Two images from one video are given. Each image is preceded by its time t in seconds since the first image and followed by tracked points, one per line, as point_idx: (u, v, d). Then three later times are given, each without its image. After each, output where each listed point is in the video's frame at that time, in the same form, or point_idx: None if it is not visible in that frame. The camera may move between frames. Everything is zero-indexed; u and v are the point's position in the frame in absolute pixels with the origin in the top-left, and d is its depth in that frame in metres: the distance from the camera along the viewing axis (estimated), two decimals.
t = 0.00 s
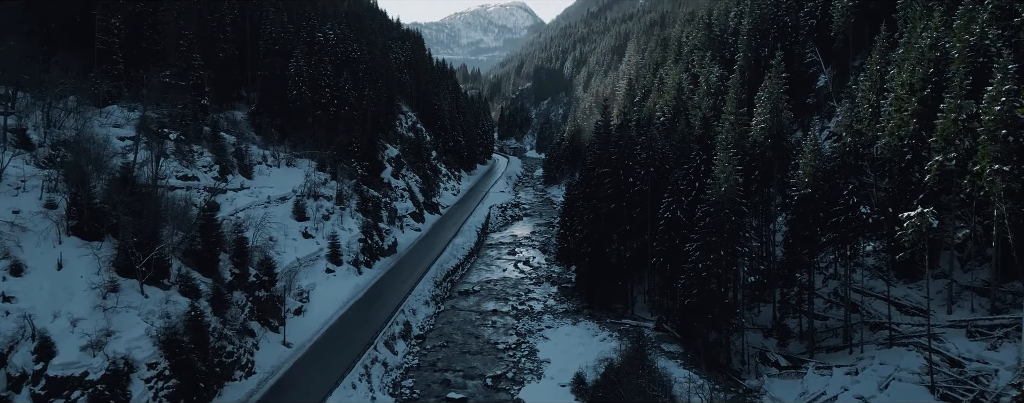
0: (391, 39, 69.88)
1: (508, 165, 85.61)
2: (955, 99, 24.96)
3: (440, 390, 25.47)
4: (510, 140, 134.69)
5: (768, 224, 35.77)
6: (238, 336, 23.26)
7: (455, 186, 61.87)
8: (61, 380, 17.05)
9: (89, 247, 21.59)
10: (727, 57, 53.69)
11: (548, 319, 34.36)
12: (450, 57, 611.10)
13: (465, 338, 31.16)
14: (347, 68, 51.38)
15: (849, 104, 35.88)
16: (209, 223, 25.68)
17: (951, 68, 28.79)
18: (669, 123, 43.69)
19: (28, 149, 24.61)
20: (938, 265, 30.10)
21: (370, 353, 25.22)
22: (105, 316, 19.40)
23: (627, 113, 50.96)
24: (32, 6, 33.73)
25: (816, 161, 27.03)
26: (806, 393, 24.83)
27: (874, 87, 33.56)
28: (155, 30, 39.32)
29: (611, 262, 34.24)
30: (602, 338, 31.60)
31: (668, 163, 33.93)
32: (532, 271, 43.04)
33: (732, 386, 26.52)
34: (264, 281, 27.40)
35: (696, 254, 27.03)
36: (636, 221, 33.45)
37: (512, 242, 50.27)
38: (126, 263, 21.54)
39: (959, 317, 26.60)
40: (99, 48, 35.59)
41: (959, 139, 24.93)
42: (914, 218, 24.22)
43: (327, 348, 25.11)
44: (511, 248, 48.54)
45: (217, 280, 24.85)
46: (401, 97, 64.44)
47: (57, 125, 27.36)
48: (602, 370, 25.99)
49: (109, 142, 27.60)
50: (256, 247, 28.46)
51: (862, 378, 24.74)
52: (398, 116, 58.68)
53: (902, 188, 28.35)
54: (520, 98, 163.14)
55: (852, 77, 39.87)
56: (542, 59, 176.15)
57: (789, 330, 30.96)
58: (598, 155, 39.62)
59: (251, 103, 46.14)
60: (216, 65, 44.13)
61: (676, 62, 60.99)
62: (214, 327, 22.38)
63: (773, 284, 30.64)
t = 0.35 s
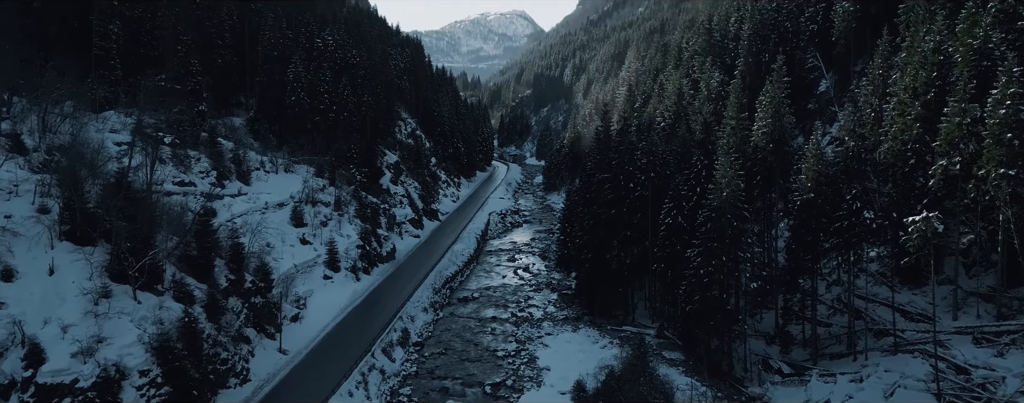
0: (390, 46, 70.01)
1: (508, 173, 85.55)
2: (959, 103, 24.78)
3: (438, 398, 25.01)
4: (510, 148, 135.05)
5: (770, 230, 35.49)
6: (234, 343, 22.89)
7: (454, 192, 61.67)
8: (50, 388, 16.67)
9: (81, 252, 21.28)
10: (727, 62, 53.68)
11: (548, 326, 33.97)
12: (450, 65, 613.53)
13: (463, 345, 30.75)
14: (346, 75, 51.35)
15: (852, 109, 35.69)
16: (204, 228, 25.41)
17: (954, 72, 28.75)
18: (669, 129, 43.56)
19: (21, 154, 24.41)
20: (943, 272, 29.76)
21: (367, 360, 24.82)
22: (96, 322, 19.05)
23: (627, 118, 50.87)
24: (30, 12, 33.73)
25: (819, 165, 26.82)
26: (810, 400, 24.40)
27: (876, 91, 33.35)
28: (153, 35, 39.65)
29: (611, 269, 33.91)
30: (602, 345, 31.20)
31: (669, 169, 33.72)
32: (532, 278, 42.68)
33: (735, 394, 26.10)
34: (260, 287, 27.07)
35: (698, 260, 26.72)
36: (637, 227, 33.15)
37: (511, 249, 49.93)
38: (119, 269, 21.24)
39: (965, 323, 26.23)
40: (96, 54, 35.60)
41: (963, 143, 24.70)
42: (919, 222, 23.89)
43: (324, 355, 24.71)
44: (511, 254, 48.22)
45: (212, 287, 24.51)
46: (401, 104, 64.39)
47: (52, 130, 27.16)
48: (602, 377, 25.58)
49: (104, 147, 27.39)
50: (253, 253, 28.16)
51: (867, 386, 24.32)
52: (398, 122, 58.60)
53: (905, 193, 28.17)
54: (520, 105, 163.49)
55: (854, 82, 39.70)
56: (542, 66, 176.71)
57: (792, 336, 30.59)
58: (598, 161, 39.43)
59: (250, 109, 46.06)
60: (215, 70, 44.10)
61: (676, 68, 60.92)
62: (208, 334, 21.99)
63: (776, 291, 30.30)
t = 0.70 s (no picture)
0: (389, 51, 70.00)
1: (508, 178, 85.40)
2: (963, 104, 24.52)
3: None
4: (510, 153, 135.21)
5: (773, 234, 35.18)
6: (228, 348, 22.51)
7: (454, 198, 61.40)
8: (38, 393, 16.28)
9: (73, 256, 20.97)
10: (728, 65, 53.59)
11: (548, 331, 33.59)
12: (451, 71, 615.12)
13: (462, 350, 30.35)
14: (345, 79, 51.22)
15: (855, 111, 35.45)
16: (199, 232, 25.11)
17: (959, 74, 28.25)
18: (670, 132, 43.36)
19: (15, 157, 24.19)
20: (948, 276, 29.40)
21: (364, 366, 24.41)
22: (86, 327, 18.71)
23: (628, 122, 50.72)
24: (27, 16, 33.77)
25: (822, 168, 26.52)
26: None
27: (879, 93, 33.09)
28: (150, 40, 39.71)
29: (612, 274, 33.54)
30: (603, 350, 30.78)
31: (669, 172, 33.43)
32: (532, 283, 42.31)
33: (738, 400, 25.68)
34: (256, 292, 26.70)
35: (700, 264, 26.38)
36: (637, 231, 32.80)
37: (511, 254, 49.57)
38: (111, 272, 20.94)
39: (971, 328, 25.85)
40: (93, 57, 35.58)
41: (968, 145, 24.42)
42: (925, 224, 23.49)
43: (320, 360, 24.29)
44: (510, 259, 47.87)
45: (206, 291, 24.17)
46: (400, 109, 64.28)
47: (47, 133, 26.97)
48: (603, 383, 25.18)
49: (99, 150, 27.13)
50: (248, 257, 27.83)
51: (872, 392, 23.90)
52: (397, 127, 58.45)
53: (910, 195, 27.93)
54: (520, 111, 163.74)
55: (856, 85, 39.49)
56: (542, 72, 177.05)
57: (795, 341, 30.23)
58: (598, 164, 39.15)
59: (248, 114, 45.93)
60: (213, 75, 44.01)
61: (676, 72, 60.90)
62: (201, 338, 21.62)
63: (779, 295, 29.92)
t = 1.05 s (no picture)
0: (389, 52, 69.87)
1: (508, 180, 85.18)
2: (967, 103, 24.24)
3: None
4: (509, 155, 135.10)
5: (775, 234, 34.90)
6: (223, 349, 22.21)
7: (453, 199, 61.13)
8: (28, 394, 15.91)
9: (65, 256, 20.69)
10: (729, 65, 53.43)
11: (548, 333, 33.26)
12: (451, 74, 615.94)
13: (461, 352, 30.02)
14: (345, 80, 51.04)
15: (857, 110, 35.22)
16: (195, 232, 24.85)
17: (962, 72, 27.92)
18: (670, 133, 43.10)
19: (9, 156, 23.98)
20: (952, 276, 29.10)
21: (362, 368, 24.09)
22: (78, 327, 18.41)
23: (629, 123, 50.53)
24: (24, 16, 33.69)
25: (825, 167, 26.24)
26: None
27: (881, 92, 32.87)
28: (148, 40, 39.66)
29: (612, 275, 33.22)
30: (603, 352, 30.46)
31: (670, 172, 33.15)
32: (532, 284, 42.00)
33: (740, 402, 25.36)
34: (253, 293, 26.40)
35: (702, 265, 26.09)
36: (638, 232, 32.49)
37: (511, 255, 49.28)
38: (104, 272, 20.66)
39: (976, 329, 25.54)
40: (91, 57, 35.47)
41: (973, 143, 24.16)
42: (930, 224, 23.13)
43: (318, 362, 23.98)
44: (510, 261, 47.55)
45: (202, 292, 23.88)
46: (400, 110, 64.08)
47: (43, 132, 26.75)
48: (603, 384, 24.85)
49: (94, 150, 26.94)
50: (245, 257, 27.54)
51: (876, 393, 23.57)
52: (397, 129, 58.25)
53: (913, 194, 27.88)
54: (520, 114, 163.72)
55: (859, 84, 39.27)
56: (542, 74, 177.05)
57: (797, 343, 29.94)
58: (598, 165, 38.88)
59: (247, 115, 45.76)
60: (212, 75, 43.87)
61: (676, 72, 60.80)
62: (196, 339, 21.31)
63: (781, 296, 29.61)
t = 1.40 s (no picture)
0: (388, 51, 69.63)
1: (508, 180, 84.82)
2: (972, 98, 23.80)
3: None
4: (509, 156, 134.76)
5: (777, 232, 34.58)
6: (218, 349, 21.88)
7: (453, 199, 60.80)
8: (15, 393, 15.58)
9: (57, 253, 20.39)
10: (730, 63, 53.15)
11: (547, 332, 32.93)
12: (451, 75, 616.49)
13: (459, 352, 29.69)
14: (343, 78, 50.77)
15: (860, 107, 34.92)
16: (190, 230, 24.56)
17: (966, 68, 27.69)
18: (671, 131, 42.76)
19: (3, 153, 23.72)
20: (957, 274, 28.78)
21: (359, 367, 23.76)
22: (69, 326, 18.09)
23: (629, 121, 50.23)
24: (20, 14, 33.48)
25: (828, 164, 25.92)
26: None
27: (884, 89, 32.59)
28: (146, 38, 39.39)
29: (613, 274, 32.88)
30: (603, 351, 30.12)
31: (671, 171, 32.83)
32: (531, 284, 41.67)
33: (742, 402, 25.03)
34: (248, 292, 26.07)
35: (703, 263, 25.77)
36: (639, 231, 32.15)
37: (511, 255, 48.94)
38: (97, 271, 20.36)
39: (982, 328, 25.21)
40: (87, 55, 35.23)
41: (978, 140, 23.81)
42: (934, 221, 22.77)
43: (314, 361, 23.66)
44: (510, 260, 47.21)
45: (197, 290, 23.58)
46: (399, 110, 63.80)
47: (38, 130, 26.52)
48: (603, 384, 24.52)
49: (90, 148, 26.71)
50: (241, 256, 27.22)
51: (881, 393, 23.25)
52: (396, 128, 57.98)
53: (917, 192, 27.52)
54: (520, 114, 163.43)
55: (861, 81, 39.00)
56: (542, 75, 176.89)
57: (799, 342, 29.62)
58: (598, 163, 38.56)
59: (245, 114, 45.51)
60: (210, 74, 43.63)
61: (677, 70, 60.57)
62: (190, 339, 21.00)
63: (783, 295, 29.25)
